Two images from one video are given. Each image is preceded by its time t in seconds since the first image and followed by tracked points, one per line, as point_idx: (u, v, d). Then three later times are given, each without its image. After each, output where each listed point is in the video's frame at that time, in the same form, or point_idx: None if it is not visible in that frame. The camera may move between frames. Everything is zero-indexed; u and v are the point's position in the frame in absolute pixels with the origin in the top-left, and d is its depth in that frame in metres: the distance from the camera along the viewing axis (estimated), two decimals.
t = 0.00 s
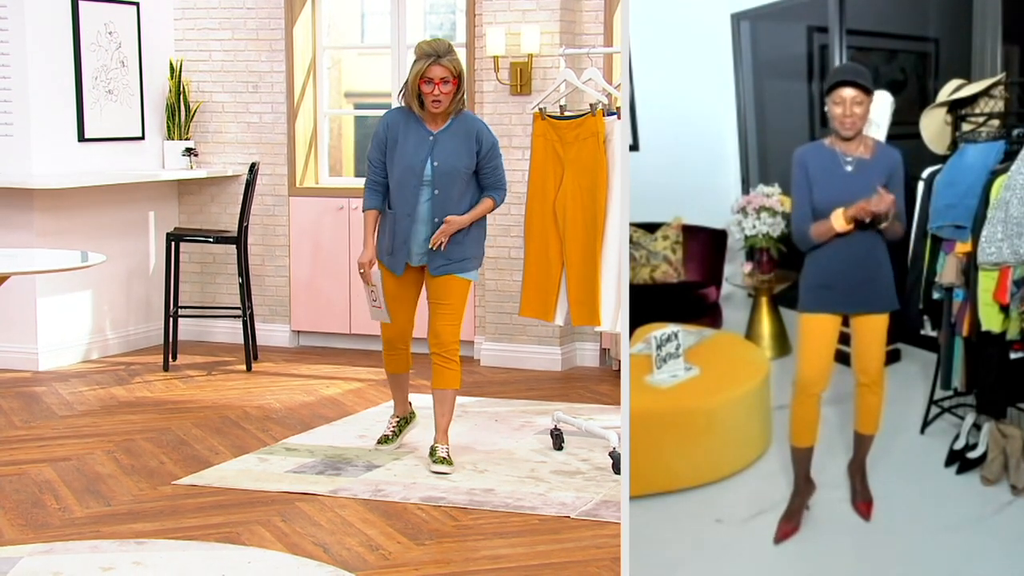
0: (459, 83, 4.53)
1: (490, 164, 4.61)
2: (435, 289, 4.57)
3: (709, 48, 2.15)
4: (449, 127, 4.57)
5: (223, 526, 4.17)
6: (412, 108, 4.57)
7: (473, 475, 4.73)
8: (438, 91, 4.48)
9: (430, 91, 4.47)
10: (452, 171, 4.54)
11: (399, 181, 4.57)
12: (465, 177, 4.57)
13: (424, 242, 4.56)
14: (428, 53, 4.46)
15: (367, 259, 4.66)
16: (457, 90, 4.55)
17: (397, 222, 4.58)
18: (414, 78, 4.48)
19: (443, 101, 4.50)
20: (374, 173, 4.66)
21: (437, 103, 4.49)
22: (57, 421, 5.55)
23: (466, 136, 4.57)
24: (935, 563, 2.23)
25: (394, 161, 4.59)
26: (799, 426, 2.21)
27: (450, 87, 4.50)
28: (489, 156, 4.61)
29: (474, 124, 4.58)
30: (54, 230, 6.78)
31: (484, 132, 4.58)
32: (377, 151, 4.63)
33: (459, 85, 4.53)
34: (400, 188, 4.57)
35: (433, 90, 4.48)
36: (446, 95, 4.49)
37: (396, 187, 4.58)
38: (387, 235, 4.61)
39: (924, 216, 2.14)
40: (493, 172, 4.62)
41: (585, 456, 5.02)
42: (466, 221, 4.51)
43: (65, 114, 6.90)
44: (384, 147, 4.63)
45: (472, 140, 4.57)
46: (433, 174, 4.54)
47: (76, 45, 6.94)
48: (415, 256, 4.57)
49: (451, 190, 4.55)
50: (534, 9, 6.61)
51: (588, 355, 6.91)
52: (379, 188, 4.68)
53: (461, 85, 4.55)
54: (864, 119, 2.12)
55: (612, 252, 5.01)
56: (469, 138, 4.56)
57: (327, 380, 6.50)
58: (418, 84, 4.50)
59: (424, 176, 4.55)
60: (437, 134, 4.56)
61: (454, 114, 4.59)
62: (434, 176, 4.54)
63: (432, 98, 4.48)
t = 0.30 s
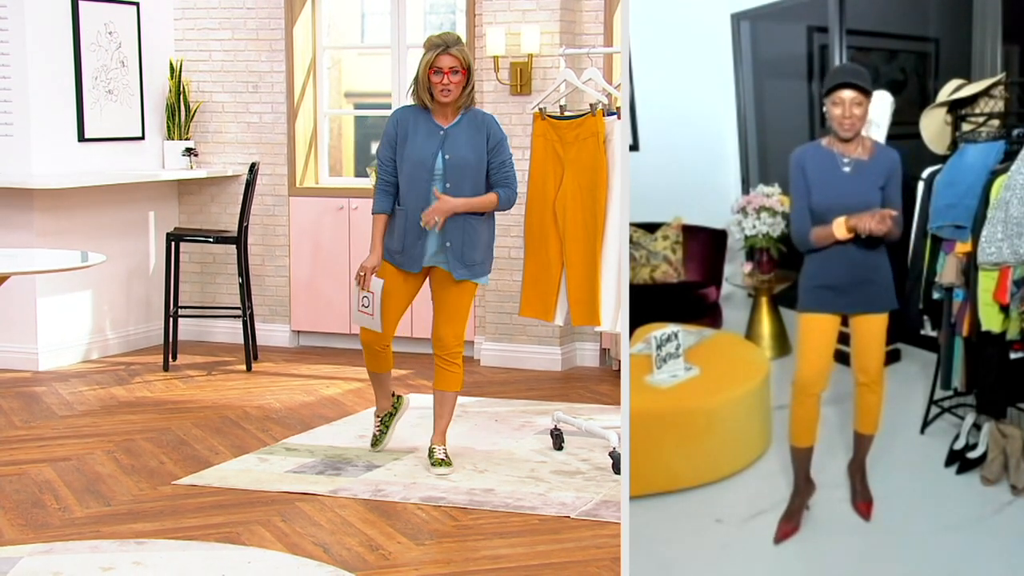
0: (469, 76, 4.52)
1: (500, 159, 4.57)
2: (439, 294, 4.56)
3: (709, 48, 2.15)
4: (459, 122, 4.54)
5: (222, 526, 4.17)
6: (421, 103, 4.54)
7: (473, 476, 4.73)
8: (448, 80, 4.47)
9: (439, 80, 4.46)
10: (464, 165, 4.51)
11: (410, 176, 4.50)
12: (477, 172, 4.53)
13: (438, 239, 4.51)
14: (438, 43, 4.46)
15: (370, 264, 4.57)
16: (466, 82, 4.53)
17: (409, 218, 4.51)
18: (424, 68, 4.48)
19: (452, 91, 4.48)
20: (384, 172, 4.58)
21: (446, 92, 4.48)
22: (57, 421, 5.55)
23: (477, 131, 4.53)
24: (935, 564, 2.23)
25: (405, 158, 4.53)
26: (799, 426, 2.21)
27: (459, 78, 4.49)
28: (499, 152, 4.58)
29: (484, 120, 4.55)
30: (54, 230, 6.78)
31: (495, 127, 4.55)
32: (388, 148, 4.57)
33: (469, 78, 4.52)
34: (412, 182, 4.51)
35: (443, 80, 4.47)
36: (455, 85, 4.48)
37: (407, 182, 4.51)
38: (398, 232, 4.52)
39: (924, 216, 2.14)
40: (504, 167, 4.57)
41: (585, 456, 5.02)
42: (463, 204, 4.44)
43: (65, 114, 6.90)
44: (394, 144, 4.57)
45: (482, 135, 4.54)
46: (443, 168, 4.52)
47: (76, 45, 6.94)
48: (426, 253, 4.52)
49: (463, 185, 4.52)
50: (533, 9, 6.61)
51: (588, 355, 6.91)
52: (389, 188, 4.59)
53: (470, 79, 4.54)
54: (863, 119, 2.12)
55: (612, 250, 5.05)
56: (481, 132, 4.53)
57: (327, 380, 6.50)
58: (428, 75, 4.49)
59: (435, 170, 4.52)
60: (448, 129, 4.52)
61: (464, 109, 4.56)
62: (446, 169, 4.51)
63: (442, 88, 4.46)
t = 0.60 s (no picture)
0: (470, 75, 4.51)
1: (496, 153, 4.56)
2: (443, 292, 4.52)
3: (709, 49, 2.15)
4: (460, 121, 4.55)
5: (222, 526, 4.17)
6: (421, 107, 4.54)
7: (473, 476, 4.73)
8: (449, 78, 4.45)
9: (441, 78, 4.44)
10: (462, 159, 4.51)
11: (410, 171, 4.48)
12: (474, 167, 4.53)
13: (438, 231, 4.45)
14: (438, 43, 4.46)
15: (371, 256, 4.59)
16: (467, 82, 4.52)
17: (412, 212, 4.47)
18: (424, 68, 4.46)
19: (454, 89, 4.47)
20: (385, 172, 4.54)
21: (448, 90, 4.46)
22: (57, 421, 5.55)
23: (475, 126, 4.54)
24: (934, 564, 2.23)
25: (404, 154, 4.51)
26: (799, 425, 2.21)
27: (461, 76, 4.48)
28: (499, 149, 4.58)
29: (482, 116, 4.57)
30: (54, 230, 6.78)
31: (492, 121, 4.55)
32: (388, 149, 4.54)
33: (470, 76, 4.51)
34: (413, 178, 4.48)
35: (444, 78, 4.44)
36: (457, 83, 4.46)
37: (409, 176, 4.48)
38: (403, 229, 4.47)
39: (924, 216, 2.14)
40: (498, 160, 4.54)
41: (585, 456, 5.02)
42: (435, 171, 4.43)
43: (65, 114, 6.90)
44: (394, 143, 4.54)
45: (479, 129, 4.55)
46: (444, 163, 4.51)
47: (76, 45, 6.94)
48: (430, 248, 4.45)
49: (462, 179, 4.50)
50: (534, 9, 6.61)
51: (588, 355, 6.91)
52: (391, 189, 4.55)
53: (471, 77, 4.52)
54: (863, 120, 2.12)
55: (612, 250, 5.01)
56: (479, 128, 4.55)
57: (327, 381, 6.50)
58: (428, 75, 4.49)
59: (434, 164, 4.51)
60: (447, 126, 4.53)
61: (465, 110, 4.56)
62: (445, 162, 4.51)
63: (443, 86, 4.44)
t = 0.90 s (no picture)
0: (467, 76, 4.50)
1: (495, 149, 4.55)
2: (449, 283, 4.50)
3: (709, 50, 2.15)
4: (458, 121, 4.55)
5: (223, 526, 4.17)
6: (420, 107, 4.55)
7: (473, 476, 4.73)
8: (445, 79, 4.45)
9: (437, 79, 4.44)
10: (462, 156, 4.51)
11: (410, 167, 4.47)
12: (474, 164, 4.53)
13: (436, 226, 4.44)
14: (434, 44, 4.47)
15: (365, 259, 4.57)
16: (464, 84, 4.52)
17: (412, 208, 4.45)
18: (421, 69, 4.47)
19: (450, 90, 4.46)
20: (382, 171, 4.52)
21: (443, 91, 4.45)
22: (57, 421, 5.55)
23: (474, 124, 4.56)
24: (934, 564, 2.23)
25: (404, 150, 4.50)
26: (799, 426, 2.21)
27: (458, 77, 4.47)
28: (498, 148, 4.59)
29: (479, 114, 4.59)
30: (54, 230, 6.78)
31: (491, 119, 4.58)
32: (387, 146, 4.53)
33: (467, 77, 4.51)
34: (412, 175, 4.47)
35: (440, 80, 4.44)
36: (453, 83, 4.45)
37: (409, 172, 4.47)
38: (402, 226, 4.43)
39: (924, 217, 2.14)
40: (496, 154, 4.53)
41: (585, 456, 5.02)
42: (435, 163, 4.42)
43: (65, 114, 6.90)
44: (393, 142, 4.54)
45: (478, 127, 4.57)
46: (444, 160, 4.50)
47: (76, 46, 6.94)
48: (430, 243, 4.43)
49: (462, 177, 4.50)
50: (534, 9, 6.62)
51: (588, 355, 6.91)
52: (388, 186, 4.56)
53: (469, 78, 4.52)
54: (864, 120, 2.12)
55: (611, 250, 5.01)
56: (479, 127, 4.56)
57: (327, 380, 6.50)
58: (424, 76, 4.49)
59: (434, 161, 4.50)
60: (446, 126, 4.54)
61: (463, 110, 4.57)
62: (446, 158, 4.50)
63: (439, 87, 4.44)
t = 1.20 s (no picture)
0: (469, 75, 4.50)
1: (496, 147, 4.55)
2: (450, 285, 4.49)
3: (709, 50, 2.15)
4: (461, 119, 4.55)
5: (222, 526, 4.17)
6: (422, 106, 4.55)
7: (473, 476, 4.73)
8: (448, 77, 4.44)
9: (440, 78, 4.44)
10: (466, 154, 4.51)
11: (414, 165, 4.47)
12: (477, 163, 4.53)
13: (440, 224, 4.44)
14: (436, 43, 4.46)
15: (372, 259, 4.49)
16: (466, 82, 4.51)
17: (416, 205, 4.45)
18: (424, 67, 4.46)
19: (453, 88, 4.46)
20: (385, 168, 4.52)
21: (446, 90, 4.45)
22: (57, 421, 5.55)
23: (476, 122, 4.56)
24: (934, 563, 2.23)
25: (406, 148, 4.50)
26: (800, 426, 2.21)
27: (460, 76, 4.47)
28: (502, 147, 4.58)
29: (482, 112, 4.58)
30: (54, 230, 6.78)
31: (494, 116, 4.56)
32: (389, 143, 4.52)
33: (469, 76, 4.50)
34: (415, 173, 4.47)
35: (442, 78, 4.44)
36: (456, 82, 4.45)
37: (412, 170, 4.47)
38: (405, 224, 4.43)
39: (924, 217, 2.13)
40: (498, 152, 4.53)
41: (585, 456, 5.02)
42: (439, 165, 4.43)
43: (65, 114, 6.90)
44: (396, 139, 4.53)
45: (481, 125, 4.56)
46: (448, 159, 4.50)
47: (76, 46, 6.94)
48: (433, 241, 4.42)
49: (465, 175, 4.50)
50: (534, 9, 6.62)
51: (588, 355, 6.91)
52: (391, 184, 4.54)
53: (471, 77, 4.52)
54: (865, 120, 2.12)
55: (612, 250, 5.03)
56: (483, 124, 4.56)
57: (327, 380, 6.50)
58: (427, 75, 4.49)
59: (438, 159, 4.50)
60: (449, 123, 4.54)
61: (465, 108, 4.57)
62: (450, 156, 4.50)
63: (442, 85, 4.43)
